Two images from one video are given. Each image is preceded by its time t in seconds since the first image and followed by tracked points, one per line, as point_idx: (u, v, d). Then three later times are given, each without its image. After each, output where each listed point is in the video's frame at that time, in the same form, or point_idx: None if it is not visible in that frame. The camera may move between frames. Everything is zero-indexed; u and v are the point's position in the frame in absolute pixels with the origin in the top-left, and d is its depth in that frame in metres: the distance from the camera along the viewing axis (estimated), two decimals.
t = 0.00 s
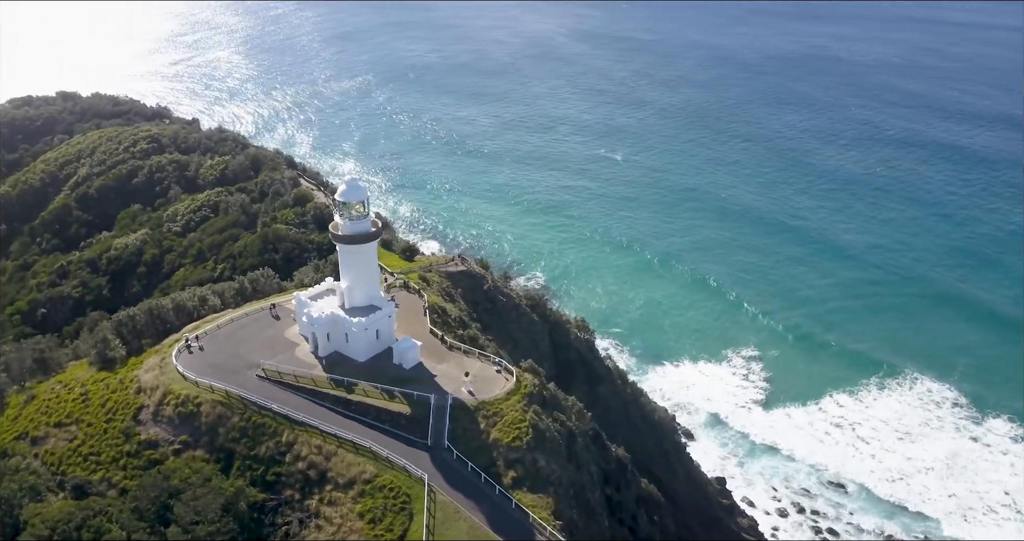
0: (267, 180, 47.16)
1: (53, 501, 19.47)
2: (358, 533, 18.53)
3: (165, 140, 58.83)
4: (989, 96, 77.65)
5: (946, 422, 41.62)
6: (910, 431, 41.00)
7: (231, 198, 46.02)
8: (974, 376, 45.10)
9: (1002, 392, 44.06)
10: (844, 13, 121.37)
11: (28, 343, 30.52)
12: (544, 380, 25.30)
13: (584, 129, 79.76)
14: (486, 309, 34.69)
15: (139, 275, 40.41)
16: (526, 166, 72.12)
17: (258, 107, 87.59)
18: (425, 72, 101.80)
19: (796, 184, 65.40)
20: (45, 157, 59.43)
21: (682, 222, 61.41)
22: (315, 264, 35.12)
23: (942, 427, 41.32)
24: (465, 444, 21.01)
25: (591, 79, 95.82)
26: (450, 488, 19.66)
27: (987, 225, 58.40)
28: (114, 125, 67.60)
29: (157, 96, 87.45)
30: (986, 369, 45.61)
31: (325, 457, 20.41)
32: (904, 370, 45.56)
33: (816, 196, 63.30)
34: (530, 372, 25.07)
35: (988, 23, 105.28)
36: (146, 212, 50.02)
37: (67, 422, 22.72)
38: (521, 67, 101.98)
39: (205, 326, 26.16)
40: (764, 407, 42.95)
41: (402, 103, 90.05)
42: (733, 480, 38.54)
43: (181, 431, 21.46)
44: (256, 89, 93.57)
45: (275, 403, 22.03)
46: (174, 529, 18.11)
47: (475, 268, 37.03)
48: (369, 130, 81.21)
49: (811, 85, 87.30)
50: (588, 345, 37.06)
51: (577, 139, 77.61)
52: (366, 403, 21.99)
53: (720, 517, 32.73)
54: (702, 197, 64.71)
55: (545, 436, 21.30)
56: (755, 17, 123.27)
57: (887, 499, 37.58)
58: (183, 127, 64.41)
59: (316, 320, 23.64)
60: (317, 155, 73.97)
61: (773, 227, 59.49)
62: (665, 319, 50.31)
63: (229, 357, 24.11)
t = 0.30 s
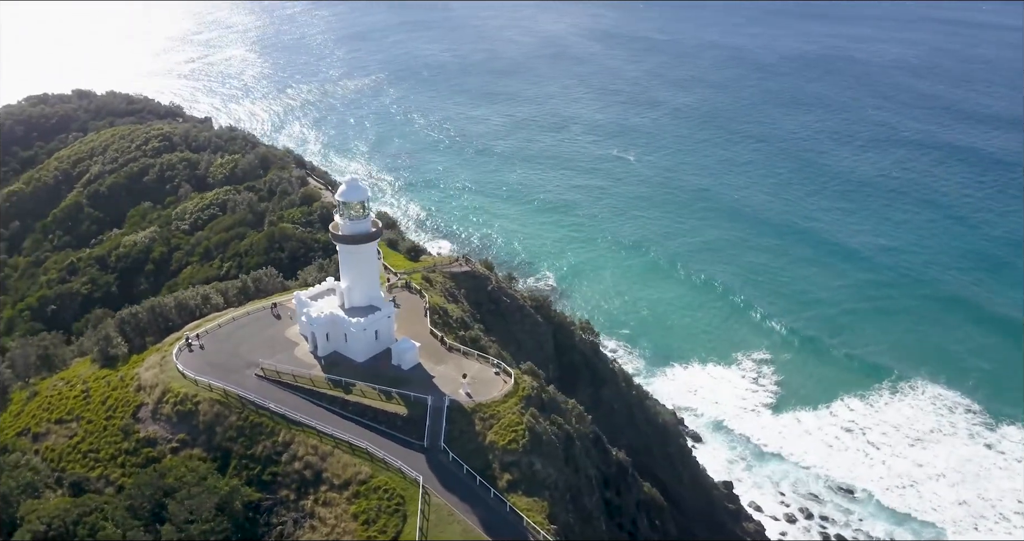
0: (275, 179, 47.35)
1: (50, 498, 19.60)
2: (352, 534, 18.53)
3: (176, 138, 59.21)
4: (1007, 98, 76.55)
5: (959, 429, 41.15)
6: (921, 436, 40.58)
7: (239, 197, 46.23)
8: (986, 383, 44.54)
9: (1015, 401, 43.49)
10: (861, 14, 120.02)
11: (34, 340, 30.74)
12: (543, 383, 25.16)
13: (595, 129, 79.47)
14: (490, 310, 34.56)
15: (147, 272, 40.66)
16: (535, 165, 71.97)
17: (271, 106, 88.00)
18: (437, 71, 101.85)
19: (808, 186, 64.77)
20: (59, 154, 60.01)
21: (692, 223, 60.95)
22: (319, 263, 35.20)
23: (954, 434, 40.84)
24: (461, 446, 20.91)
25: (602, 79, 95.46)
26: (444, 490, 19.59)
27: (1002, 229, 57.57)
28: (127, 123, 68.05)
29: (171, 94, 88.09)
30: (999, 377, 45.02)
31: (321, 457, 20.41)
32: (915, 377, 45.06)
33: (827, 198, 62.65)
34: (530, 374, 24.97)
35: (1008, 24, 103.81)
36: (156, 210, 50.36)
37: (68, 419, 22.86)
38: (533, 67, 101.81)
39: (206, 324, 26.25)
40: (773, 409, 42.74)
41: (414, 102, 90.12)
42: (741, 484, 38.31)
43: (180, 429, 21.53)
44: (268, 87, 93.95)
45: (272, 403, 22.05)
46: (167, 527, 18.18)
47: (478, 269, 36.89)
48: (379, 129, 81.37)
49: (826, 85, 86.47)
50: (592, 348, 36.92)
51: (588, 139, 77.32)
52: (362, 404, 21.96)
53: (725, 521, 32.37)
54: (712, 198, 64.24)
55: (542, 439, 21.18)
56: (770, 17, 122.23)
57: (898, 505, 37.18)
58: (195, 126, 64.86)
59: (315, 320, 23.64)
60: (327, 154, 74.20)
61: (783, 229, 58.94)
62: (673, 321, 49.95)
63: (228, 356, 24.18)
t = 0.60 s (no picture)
0: (283, 179, 47.56)
1: (49, 495, 19.73)
2: (346, 536, 18.52)
3: (187, 138, 59.66)
4: None
5: (973, 435, 40.60)
6: (934, 443, 40.10)
7: (248, 196, 46.42)
8: (1001, 390, 43.79)
9: None
10: (878, 14, 118.67)
11: (39, 337, 30.96)
12: (543, 386, 25.00)
13: (606, 130, 79.13)
14: (494, 312, 34.48)
15: (155, 270, 40.95)
16: (545, 166, 71.80)
17: (283, 105, 88.40)
18: (449, 71, 101.85)
19: (820, 188, 64.09)
20: (72, 153, 60.53)
21: (702, 225, 60.48)
22: (324, 263, 35.26)
23: (968, 441, 40.27)
24: (457, 449, 20.81)
25: (615, 79, 95.06)
26: (439, 492, 19.51)
27: (1017, 234, 56.64)
28: (141, 122, 68.42)
29: (185, 94, 88.75)
30: (1014, 383, 44.25)
31: (318, 458, 20.41)
32: (928, 384, 44.44)
33: (839, 200, 61.97)
34: (529, 377, 24.83)
35: None
36: (167, 208, 50.71)
37: (69, 417, 23.02)
38: (545, 67, 101.61)
39: (208, 323, 26.37)
40: (783, 414, 42.35)
41: (425, 102, 90.23)
42: (749, 489, 38.02)
43: (178, 428, 21.60)
44: (281, 87, 94.28)
45: (270, 403, 22.08)
46: (162, 526, 18.24)
47: (483, 270, 36.74)
48: (390, 129, 81.51)
49: (840, 86, 85.59)
50: (597, 351, 36.69)
51: (599, 139, 77.01)
52: (360, 405, 21.94)
53: (731, 526, 32.21)
54: (723, 200, 63.75)
55: (539, 443, 21.03)
56: (785, 18, 121.17)
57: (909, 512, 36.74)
58: (208, 125, 65.26)
59: (314, 320, 23.64)
60: (338, 154, 74.43)
61: (794, 232, 58.36)
62: (681, 323, 49.60)
63: (228, 356, 24.26)
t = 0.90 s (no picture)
0: (292, 178, 47.76)
1: (48, 491, 19.86)
2: (340, 536, 18.52)
3: (201, 136, 60.08)
4: None
5: (988, 443, 40.34)
6: (947, 451, 39.78)
7: (257, 194, 46.59)
8: (1015, 399, 43.23)
9: None
10: (897, 14, 116.99)
11: (46, 334, 31.24)
12: (542, 388, 24.89)
13: (619, 130, 78.76)
14: (499, 314, 34.41)
15: (165, 268, 41.24)
16: (557, 166, 71.58)
17: (297, 103, 88.86)
18: (463, 71, 101.88)
19: (834, 190, 63.38)
20: (88, 150, 61.14)
21: (714, 226, 59.97)
22: (330, 263, 35.34)
23: (982, 449, 39.92)
24: (453, 451, 20.75)
25: (628, 79, 94.61)
26: (434, 495, 19.45)
27: None
28: (156, 120, 68.83)
29: (201, 92, 89.43)
30: None
31: (314, 458, 20.44)
32: (941, 391, 43.93)
33: (853, 204, 61.28)
34: (528, 379, 24.72)
35: None
36: (179, 206, 51.09)
37: (71, 413, 23.21)
38: (558, 67, 101.37)
39: (211, 322, 26.51)
40: (795, 419, 41.95)
41: (438, 101, 90.31)
42: (758, 494, 37.83)
43: (177, 426, 21.69)
44: (295, 86, 94.61)
45: (268, 402, 22.12)
46: (157, 524, 18.33)
47: (488, 270, 36.57)
48: (403, 128, 81.65)
49: (857, 88, 84.64)
50: (602, 353, 36.34)
51: (611, 140, 76.67)
52: (357, 406, 21.94)
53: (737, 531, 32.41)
54: (735, 202, 63.23)
55: (535, 446, 20.93)
56: (803, 18, 119.91)
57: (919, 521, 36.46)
58: (221, 124, 65.73)
59: (314, 320, 23.69)
60: (350, 153, 74.67)
61: (807, 235, 57.76)
62: (692, 325, 49.15)
63: (229, 354, 24.37)
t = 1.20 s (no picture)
0: (301, 177, 47.98)
1: (48, 486, 20.01)
2: (333, 536, 18.54)
3: (212, 135, 60.45)
4: None
5: (1002, 450, 39.78)
6: (959, 457, 39.37)
7: (265, 193, 46.76)
8: None
9: None
10: (917, 13, 115.29)
11: (53, 330, 31.55)
12: (541, 390, 24.79)
13: (630, 130, 78.39)
14: (503, 315, 34.32)
15: (174, 265, 41.52)
16: (567, 166, 71.35)
17: (310, 102, 89.25)
18: (475, 70, 101.82)
19: (846, 192, 62.73)
20: (102, 148, 61.73)
21: (725, 228, 59.53)
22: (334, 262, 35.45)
23: (995, 456, 39.38)
24: (448, 453, 20.68)
25: (641, 79, 94.16)
26: (428, 496, 19.41)
27: None
28: (171, 118, 69.25)
29: (215, 91, 90.04)
30: None
31: (310, 457, 20.46)
32: (953, 399, 43.43)
33: (866, 207, 60.64)
34: (528, 381, 24.64)
35: None
36: (189, 204, 51.43)
37: (74, 409, 23.42)
38: (571, 67, 101.12)
39: (214, 319, 26.66)
40: (807, 424, 41.62)
41: (450, 100, 90.33)
42: (766, 498, 37.66)
43: (176, 424, 21.82)
44: (309, 84, 94.98)
45: (266, 401, 22.18)
46: (152, 522, 18.43)
47: (493, 271, 36.50)
48: (414, 127, 81.75)
49: (872, 88, 83.73)
50: (607, 354, 36.13)
51: (622, 140, 76.32)
52: (355, 406, 21.94)
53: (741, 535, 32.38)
54: (746, 203, 62.71)
55: (531, 449, 20.84)
56: (820, 18, 118.61)
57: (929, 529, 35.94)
58: (234, 123, 66.12)
59: (313, 319, 23.73)
60: (361, 153, 74.86)
61: (818, 238, 57.25)
62: (700, 328, 48.81)
63: (230, 352, 24.48)
